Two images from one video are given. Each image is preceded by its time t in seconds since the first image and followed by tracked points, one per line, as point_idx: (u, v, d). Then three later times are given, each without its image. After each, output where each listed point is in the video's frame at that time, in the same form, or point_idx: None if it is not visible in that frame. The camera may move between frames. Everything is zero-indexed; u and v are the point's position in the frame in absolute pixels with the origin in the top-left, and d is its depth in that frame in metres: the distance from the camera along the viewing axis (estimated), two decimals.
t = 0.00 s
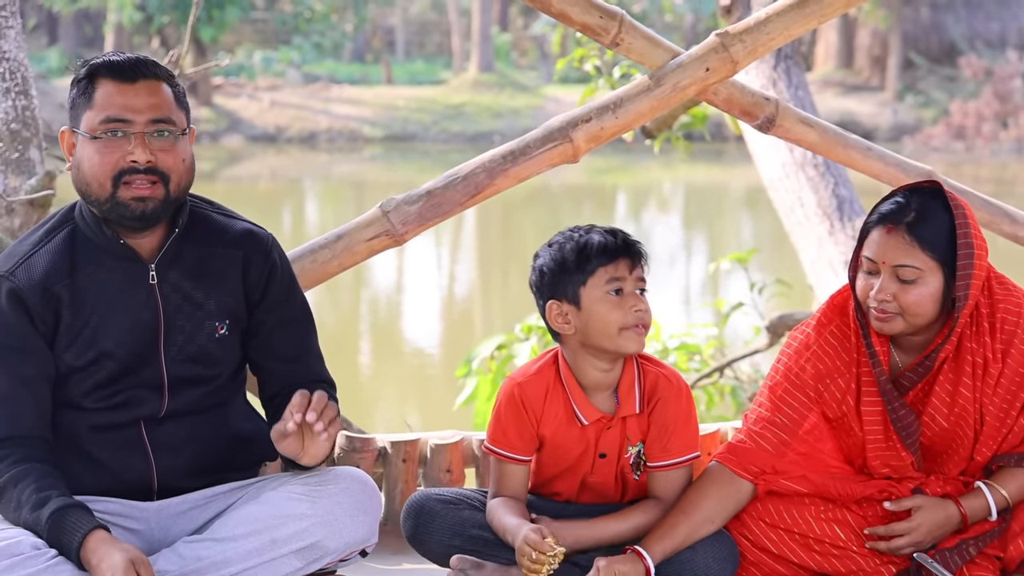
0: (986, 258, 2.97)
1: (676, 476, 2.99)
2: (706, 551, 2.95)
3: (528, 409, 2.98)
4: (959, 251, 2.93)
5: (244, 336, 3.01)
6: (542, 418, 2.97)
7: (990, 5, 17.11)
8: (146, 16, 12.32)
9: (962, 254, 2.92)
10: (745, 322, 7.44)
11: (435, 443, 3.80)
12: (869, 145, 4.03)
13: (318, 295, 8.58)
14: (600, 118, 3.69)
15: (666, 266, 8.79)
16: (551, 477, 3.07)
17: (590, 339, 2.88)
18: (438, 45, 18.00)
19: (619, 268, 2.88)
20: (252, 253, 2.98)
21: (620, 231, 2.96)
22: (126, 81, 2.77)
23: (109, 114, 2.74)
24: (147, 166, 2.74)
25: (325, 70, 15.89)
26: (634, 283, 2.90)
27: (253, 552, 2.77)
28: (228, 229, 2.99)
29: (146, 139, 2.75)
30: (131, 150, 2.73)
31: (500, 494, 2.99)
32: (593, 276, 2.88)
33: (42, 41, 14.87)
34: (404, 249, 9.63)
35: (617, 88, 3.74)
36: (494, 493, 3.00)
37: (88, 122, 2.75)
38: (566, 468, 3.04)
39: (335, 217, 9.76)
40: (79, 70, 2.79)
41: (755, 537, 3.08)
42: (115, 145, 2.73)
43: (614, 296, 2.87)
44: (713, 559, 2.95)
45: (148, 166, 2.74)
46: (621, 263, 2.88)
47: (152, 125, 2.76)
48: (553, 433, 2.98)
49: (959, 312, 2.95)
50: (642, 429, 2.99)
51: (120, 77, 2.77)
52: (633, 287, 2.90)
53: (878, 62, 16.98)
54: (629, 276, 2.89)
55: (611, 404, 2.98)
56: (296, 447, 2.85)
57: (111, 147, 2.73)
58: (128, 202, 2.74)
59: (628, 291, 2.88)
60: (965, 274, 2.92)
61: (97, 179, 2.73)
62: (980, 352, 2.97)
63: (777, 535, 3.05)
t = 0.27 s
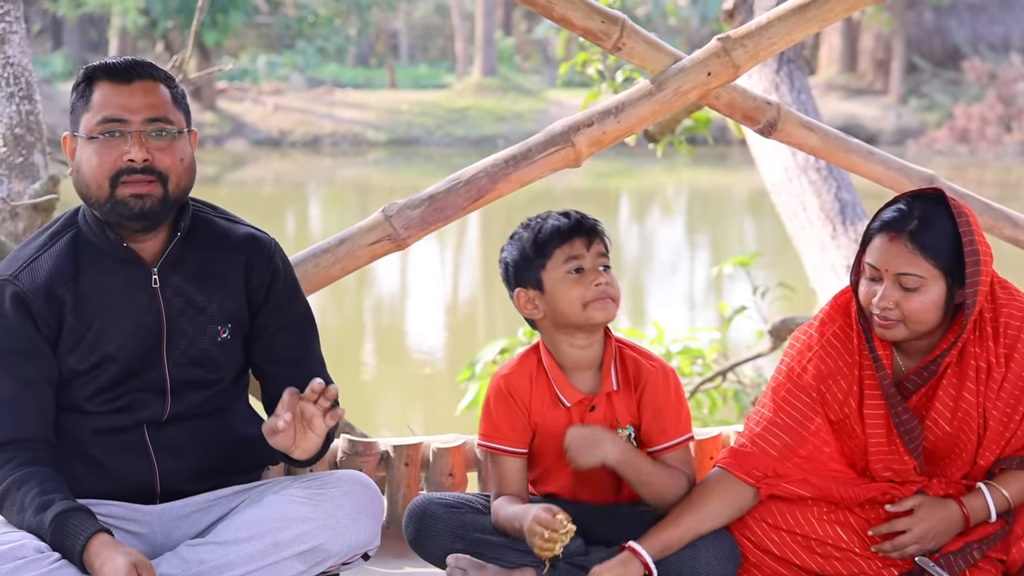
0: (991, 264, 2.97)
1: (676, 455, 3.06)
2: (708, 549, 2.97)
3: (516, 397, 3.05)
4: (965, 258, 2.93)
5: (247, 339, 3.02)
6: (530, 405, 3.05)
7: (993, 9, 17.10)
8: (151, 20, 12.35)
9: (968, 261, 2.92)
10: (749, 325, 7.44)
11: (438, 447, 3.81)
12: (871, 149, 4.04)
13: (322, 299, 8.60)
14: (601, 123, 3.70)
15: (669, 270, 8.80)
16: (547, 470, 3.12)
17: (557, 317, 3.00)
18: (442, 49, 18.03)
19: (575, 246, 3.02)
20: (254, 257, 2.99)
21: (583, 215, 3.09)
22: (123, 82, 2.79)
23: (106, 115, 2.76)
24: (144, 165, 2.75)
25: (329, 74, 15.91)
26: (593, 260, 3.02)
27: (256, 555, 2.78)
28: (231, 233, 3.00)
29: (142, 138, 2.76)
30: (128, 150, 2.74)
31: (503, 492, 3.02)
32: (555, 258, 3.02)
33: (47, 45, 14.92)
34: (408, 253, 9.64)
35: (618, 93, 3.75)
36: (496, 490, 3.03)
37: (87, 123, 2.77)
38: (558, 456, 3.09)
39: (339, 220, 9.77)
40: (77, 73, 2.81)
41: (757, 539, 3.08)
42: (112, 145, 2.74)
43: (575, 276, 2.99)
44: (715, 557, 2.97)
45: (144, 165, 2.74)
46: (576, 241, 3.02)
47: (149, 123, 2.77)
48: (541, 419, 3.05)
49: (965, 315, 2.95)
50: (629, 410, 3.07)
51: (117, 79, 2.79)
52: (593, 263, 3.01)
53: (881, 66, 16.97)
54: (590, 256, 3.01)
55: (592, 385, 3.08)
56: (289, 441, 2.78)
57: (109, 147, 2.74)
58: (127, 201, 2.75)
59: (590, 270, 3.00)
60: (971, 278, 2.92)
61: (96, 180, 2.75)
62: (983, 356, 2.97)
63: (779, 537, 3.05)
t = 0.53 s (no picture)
0: (985, 270, 2.97)
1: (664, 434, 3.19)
2: (708, 553, 2.98)
3: (508, 384, 3.16)
4: (958, 265, 2.94)
5: (249, 343, 3.03)
6: (523, 388, 3.16)
7: (996, 14, 17.09)
8: (154, 24, 12.37)
9: (961, 269, 2.93)
10: (752, 329, 7.45)
11: (439, 452, 3.81)
12: (872, 154, 4.05)
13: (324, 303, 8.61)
14: (603, 128, 3.72)
15: (672, 274, 8.80)
16: (543, 456, 3.19)
17: (543, 298, 3.11)
18: (445, 53, 18.04)
19: (566, 232, 3.11)
20: (255, 262, 3.00)
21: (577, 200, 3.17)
22: (121, 90, 2.80)
23: (104, 123, 2.77)
24: (143, 174, 2.75)
25: (333, 78, 15.93)
26: (583, 245, 3.11)
27: (258, 559, 2.79)
28: (232, 238, 3.01)
29: (140, 146, 2.76)
30: (126, 158, 2.75)
31: (498, 483, 3.10)
32: (545, 243, 3.11)
33: (51, 49, 14.96)
34: (411, 257, 9.64)
35: (620, 98, 3.76)
36: (494, 483, 3.11)
37: (85, 132, 2.78)
38: (554, 438, 3.17)
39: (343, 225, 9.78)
40: (76, 81, 2.82)
41: (757, 545, 3.09)
42: (110, 153, 2.75)
43: (564, 262, 3.09)
44: (715, 560, 2.98)
45: (143, 173, 2.75)
46: (567, 227, 3.11)
47: (147, 131, 2.78)
48: (536, 400, 3.16)
49: (959, 323, 2.96)
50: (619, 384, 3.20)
51: (114, 86, 2.80)
52: (584, 249, 3.10)
53: (884, 70, 16.97)
54: (579, 242, 3.10)
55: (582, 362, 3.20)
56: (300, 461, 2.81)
57: (107, 156, 2.75)
58: (126, 209, 2.76)
59: (578, 255, 3.09)
60: (964, 288, 2.92)
61: (96, 189, 2.76)
62: (977, 363, 2.98)
63: (780, 543, 3.06)
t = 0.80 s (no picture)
0: (979, 271, 2.99)
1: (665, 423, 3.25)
2: (705, 550, 2.99)
3: (509, 372, 3.21)
4: (954, 272, 2.95)
5: (246, 345, 3.03)
6: (524, 376, 3.20)
7: (994, 15, 17.09)
8: (153, 26, 12.37)
9: (957, 274, 2.94)
10: (751, 330, 7.45)
11: (437, 452, 3.82)
12: (869, 154, 4.05)
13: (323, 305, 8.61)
14: (600, 129, 3.73)
15: (671, 276, 8.80)
16: (545, 442, 3.21)
17: (542, 288, 3.13)
18: (444, 55, 18.04)
19: (567, 222, 3.12)
20: (253, 263, 3.01)
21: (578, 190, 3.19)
22: (118, 93, 2.80)
23: (102, 126, 2.77)
24: (142, 176, 2.76)
25: (332, 80, 15.93)
26: (583, 236, 3.12)
27: (255, 560, 2.79)
28: (230, 239, 3.01)
29: (139, 149, 2.77)
30: (125, 160, 2.75)
31: (498, 478, 3.13)
32: (544, 233, 3.13)
33: (50, 51, 14.97)
34: (409, 258, 9.64)
35: (618, 99, 3.77)
36: (493, 476, 3.14)
37: (83, 134, 2.77)
38: (555, 424, 3.19)
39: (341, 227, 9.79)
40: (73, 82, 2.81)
41: (755, 543, 3.09)
42: (109, 155, 2.75)
43: (562, 251, 3.10)
44: (711, 558, 2.98)
45: (142, 176, 2.76)
46: (567, 217, 3.12)
47: (146, 133, 2.78)
48: (537, 386, 3.19)
49: (955, 324, 2.97)
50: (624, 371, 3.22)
51: (112, 88, 2.80)
52: (583, 239, 3.12)
53: (883, 71, 16.96)
54: (578, 231, 3.12)
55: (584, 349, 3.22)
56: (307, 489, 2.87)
57: (106, 159, 2.75)
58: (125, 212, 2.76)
59: (577, 245, 3.11)
60: (958, 291, 2.94)
61: (94, 192, 2.76)
62: (973, 364, 2.99)
63: (777, 541, 3.06)
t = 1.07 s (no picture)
0: (980, 266, 3.00)
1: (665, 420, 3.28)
2: (702, 549, 3.00)
3: (508, 365, 3.22)
4: (952, 261, 2.96)
5: (242, 343, 3.02)
6: (523, 368, 3.21)
7: (989, 15, 17.08)
8: (148, 28, 12.36)
9: (955, 264, 2.95)
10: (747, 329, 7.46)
11: (434, 451, 3.82)
12: (865, 153, 4.06)
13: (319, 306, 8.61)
14: (597, 128, 3.73)
15: (667, 276, 8.80)
16: (542, 436, 3.23)
17: (538, 285, 3.16)
18: (440, 56, 18.05)
19: (564, 222, 3.13)
20: (252, 264, 3.01)
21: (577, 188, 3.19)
22: (122, 97, 2.80)
23: (107, 130, 2.76)
24: (146, 180, 2.76)
25: (327, 81, 15.92)
26: (580, 236, 3.14)
27: (254, 559, 2.79)
28: (228, 240, 3.01)
29: (144, 153, 2.77)
30: (131, 165, 2.75)
31: (498, 470, 3.14)
32: (540, 231, 3.15)
33: (45, 53, 14.95)
34: (405, 258, 9.64)
35: (614, 99, 3.77)
36: (493, 467, 3.15)
37: (87, 138, 2.77)
38: (554, 416, 3.20)
39: (337, 227, 9.79)
40: (75, 87, 2.81)
41: (752, 543, 3.10)
42: (114, 159, 2.75)
43: (559, 251, 3.12)
44: (709, 556, 3.00)
45: (148, 180, 2.76)
46: (565, 217, 3.13)
47: (150, 138, 2.78)
48: (536, 378, 3.20)
49: (952, 320, 2.97)
50: (628, 365, 3.24)
51: (116, 93, 2.79)
52: (581, 240, 3.14)
53: (877, 71, 16.95)
54: (574, 232, 3.13)
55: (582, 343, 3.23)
56: (284, 432, 2.77)
57: (111, 163, 2.75)
58: (128, 216, 2.77)
59: (573, 245, 3.13)
60: (956, 282, 2.95)
61: (98, 195, 2.76)
62: (973, 358, 2.99)
63: (774, 540, 3.07)
